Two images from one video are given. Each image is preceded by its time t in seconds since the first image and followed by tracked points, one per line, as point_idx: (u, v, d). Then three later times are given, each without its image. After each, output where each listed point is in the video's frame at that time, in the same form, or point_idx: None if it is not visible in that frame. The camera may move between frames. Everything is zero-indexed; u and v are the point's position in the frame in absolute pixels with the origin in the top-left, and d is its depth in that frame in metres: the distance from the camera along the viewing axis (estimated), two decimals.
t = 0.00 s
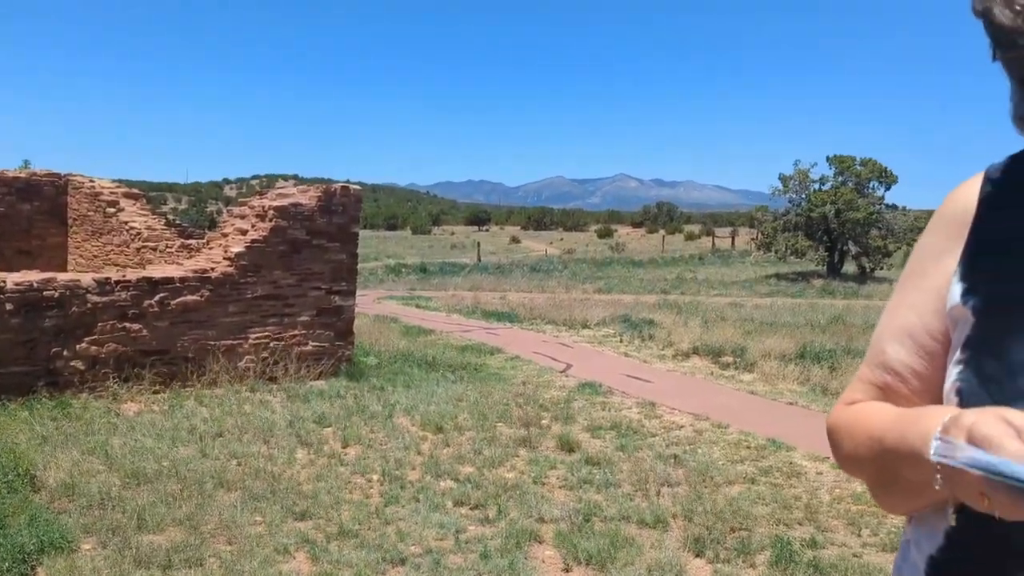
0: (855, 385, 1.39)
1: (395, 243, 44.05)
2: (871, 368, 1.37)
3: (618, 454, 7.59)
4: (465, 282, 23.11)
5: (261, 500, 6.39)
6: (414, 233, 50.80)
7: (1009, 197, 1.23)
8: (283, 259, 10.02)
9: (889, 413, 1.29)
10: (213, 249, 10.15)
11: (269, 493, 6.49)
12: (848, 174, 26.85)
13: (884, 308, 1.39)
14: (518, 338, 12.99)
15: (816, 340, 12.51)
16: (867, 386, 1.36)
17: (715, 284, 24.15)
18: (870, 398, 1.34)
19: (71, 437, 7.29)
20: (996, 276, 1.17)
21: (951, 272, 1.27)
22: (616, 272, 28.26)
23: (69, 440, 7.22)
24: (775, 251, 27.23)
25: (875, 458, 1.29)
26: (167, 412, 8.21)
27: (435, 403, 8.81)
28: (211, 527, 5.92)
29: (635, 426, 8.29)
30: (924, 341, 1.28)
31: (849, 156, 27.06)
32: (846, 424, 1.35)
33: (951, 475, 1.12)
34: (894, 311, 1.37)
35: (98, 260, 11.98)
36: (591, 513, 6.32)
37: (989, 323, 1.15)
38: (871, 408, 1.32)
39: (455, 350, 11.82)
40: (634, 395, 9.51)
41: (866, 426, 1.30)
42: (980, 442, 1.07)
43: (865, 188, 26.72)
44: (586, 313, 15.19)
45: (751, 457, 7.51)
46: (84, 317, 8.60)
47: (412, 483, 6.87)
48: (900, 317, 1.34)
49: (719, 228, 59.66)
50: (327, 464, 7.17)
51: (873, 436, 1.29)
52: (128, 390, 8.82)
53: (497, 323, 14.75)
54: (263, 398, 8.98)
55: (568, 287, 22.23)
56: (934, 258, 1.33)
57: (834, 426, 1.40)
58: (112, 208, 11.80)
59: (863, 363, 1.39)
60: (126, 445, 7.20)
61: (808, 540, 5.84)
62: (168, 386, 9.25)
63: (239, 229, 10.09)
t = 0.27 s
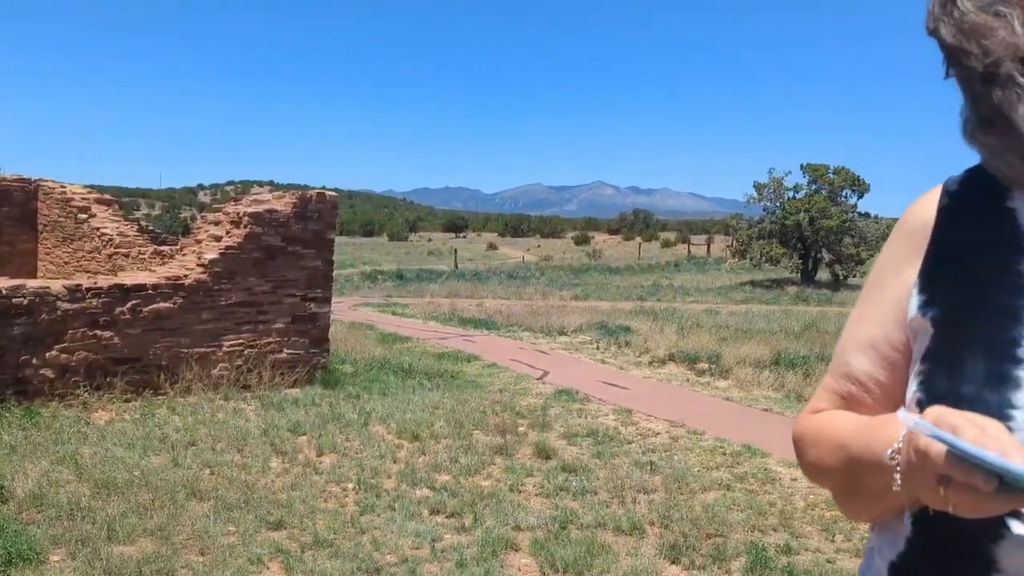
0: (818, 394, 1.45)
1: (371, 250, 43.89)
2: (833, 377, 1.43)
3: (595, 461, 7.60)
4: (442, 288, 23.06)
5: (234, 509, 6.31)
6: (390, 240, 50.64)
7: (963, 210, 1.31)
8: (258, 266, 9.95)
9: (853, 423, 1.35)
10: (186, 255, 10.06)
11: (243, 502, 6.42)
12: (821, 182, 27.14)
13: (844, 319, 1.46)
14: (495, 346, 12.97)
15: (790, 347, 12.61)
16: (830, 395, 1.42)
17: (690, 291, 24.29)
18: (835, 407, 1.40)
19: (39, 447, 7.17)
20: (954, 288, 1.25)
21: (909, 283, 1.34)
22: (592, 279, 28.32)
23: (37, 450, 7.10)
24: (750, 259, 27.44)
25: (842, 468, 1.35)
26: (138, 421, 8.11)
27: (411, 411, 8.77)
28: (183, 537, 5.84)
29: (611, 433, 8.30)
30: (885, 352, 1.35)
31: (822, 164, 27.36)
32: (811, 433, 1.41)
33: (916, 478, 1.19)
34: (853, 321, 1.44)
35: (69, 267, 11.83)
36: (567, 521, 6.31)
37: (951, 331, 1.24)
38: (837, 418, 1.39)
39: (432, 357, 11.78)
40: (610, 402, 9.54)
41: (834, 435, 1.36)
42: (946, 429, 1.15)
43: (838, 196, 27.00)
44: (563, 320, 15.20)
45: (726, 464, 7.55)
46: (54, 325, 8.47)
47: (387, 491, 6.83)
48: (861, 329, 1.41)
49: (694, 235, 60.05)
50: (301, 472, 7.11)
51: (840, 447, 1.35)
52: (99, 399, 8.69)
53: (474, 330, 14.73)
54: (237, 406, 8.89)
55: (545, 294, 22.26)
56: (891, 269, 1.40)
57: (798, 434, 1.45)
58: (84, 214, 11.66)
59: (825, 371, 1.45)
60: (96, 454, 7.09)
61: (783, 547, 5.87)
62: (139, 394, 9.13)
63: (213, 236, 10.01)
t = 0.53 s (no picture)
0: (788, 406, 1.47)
1: (351, 258, 43.72)
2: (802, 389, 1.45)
3: (573, 470, 7.59)
4: (421, 297, 23.01)
5: (209, 521, 6.23)
6: (369, 249, 50.49)
7: (922, 227, 1.34)
8: (235, 275, 9.88)
9: (818, 434, 1.37)
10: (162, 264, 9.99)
11: (218, 514, 6.34)
12: (798, 193, 27.41)
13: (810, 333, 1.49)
14: (474, 355, 12.95)
15: (767, 356, 12.70)
16: (798, 407, 1.44)
17: (669, 300, 24.40)
18: (802, 419, 1.43)
19: (10, 458, 7.06)
20: (914, 302, 1.28)
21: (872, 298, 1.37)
22: (572, 288, 28.39)
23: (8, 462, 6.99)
24: (728, 268, 27.63)
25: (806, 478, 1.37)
26: (111, 432, 8.00)
27: (389, 421, 8.73)
28: (157, 550, 5.76)
29: (589, 442, 8.31)
30: (849, 366, 1.38)
31: (798, 175, 27.64)
32: (779, 444, 1.43)
33: (869, 489, 1.19)
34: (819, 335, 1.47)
35: (43, 275, 11.68)
36: (545, 531, 6.29)
37: (913, 346, 1.26)
38: (804, 429, 1.41)
39: (410, 367, 11.74)
40: (589, 412, 9.55)
41: (802, 446, 1.38)
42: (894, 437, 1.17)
43: (815, 207, 27.29)
44: (542, 329, 15.21)
45: (704, 473, 7.58)
46: (26, 334, 8.35)
47: (365, 502, 6.78)
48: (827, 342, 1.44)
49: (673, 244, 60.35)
50: (278, 483, 7.04)
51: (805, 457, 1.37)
52: (72, 409, 8.57)
53: (453, 339, 14.70)
54: (212, 416, 8.80)
55: (525, 303, 22.27)
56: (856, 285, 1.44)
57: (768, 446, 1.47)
58: (58, 222, 11.52)
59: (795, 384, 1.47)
60: (68, 466, 6.99)
61: (760, 556, 5.89)
62: (113, 405, 9.01)
63: (189, 244, 9.95)
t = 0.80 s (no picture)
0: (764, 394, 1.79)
1: (332, 267, 43.52)
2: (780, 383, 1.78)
3: (554, 481, 7.59)
4: (402, 307, 22.92)
5: (187, 535, 6.16)
6: (350, 258, 50.27)
7: (892, 252, 1.63)
8: (214, 285, 9.81)
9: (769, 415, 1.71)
10: (141, 273, 9.94)
11: (195, 527, 6.27)
12: (778, 203, 27.60)
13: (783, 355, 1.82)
14: (455, 365, 12.92)
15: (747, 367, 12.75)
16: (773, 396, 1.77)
17: (651, 310, 24.44)
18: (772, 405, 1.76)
19: None
20: (880, 329, 1.56)
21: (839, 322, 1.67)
22: (553, 298, 28.40)
23: None
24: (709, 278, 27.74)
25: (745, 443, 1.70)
26: (88, 444, 7.92)
27: (369, 432, 8.68)
28: (133, 564, 5.68)
29: (571, 453, 8.31)
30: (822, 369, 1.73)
31: (778, 186, 27.84)
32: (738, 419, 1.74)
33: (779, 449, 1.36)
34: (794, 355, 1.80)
35: (18, 285, 11.54)
36: (526, 543, 6.27)
37: (883, 355, 1.55)
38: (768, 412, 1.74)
39: (391, 377, 11.69)
40: (570, 422, 9.55)
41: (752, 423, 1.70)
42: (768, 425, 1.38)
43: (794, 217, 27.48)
44: (524, 339, 15.20)
45: (685, 483, 7.59)
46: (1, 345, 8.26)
47: (345, 514, 6.73)
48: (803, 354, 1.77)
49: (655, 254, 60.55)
50: (257, 495, 6.99)
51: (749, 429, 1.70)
52: (47, 421, 8.46)
53: (434, 349, 14.65)
54: (191, 428, 8.72)
55: (506, 313, 22.24)
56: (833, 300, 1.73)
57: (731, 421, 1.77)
58: (34, 231, 11.41)
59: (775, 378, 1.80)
60: (43, 479, 6.90)
61: (740, 566, 5.90)
62: (89, 416, 8.91)
63: (168, 254, 9.89)
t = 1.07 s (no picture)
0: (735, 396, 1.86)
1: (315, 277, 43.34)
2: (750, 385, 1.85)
3: (537, 492, 7.57)
4: (385, 317, 22.84)
5: (165, 548, 6.09)
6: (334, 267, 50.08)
7: (863, 262, 1.72)
8: (195, 295, 9.74)
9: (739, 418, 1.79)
10: (122, 284, 9.94)
11: (174, 540, 6.20)
12: (760, 214, 27.77)
13: (758, 354, 1.90)
14: (438, 375, 12.89)
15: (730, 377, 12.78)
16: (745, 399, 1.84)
17: (635, 320, 24.49)
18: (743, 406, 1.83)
19: None
20: (849, 336, 1.65)
21: (809, 326, 1.75)
22: (537, 308, 28.40)
23: None
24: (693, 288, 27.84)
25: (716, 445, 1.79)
26: (65, 457, 7.82)
27: (352, 443, 8.64)
28: None
29: (554, 463, 8.30)
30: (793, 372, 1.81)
31: (760, 196, 28.02)
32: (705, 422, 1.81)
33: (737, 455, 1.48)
34: (769, 354, 1.87)
35: None
36: (509, 554, 6.24)
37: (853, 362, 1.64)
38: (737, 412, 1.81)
39: (374, 388, 11.64)
40: (553, 432, 9.55)
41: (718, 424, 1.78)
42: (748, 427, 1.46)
43: (777, 227, 27.64)
44: (507, 349, 15.19)
45: (668, 494, 7.60)
46: None
47: (326, 527, 6.68)
48: (780, 352, 1.84)
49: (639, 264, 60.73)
50: (237, 508, 6.93)
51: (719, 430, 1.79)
52: (25, 434, 8.36)
53: (417, 359, 14.60)
54: (171, 440, 8.65)
55: (490, 323, 22.22)
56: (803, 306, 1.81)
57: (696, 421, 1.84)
58: (12, 241, 11.31)
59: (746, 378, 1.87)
60: (20, 493, 6.81)
61: None
62: (67, 429, 8.82)
63: (149, 264, 9.84)
